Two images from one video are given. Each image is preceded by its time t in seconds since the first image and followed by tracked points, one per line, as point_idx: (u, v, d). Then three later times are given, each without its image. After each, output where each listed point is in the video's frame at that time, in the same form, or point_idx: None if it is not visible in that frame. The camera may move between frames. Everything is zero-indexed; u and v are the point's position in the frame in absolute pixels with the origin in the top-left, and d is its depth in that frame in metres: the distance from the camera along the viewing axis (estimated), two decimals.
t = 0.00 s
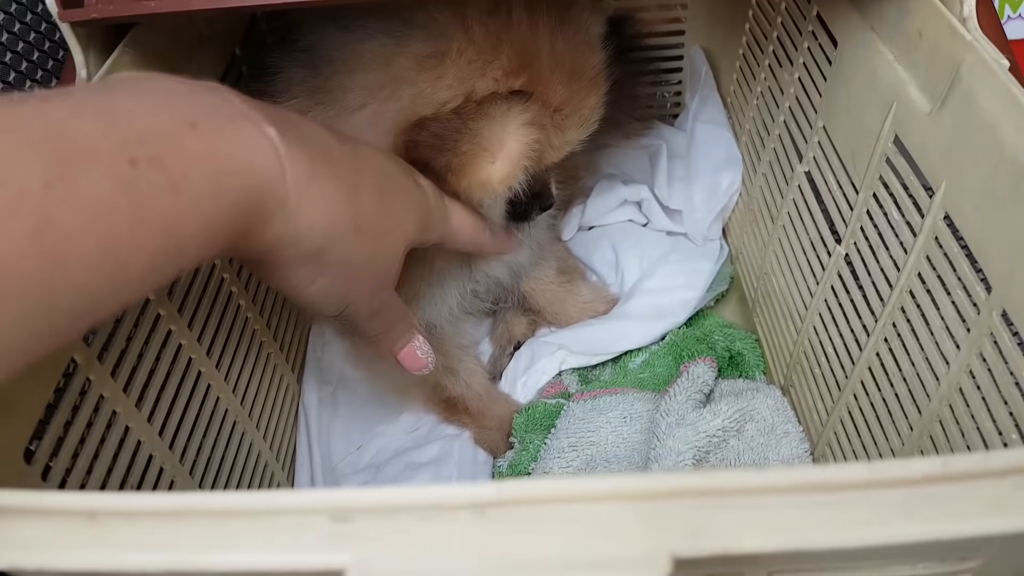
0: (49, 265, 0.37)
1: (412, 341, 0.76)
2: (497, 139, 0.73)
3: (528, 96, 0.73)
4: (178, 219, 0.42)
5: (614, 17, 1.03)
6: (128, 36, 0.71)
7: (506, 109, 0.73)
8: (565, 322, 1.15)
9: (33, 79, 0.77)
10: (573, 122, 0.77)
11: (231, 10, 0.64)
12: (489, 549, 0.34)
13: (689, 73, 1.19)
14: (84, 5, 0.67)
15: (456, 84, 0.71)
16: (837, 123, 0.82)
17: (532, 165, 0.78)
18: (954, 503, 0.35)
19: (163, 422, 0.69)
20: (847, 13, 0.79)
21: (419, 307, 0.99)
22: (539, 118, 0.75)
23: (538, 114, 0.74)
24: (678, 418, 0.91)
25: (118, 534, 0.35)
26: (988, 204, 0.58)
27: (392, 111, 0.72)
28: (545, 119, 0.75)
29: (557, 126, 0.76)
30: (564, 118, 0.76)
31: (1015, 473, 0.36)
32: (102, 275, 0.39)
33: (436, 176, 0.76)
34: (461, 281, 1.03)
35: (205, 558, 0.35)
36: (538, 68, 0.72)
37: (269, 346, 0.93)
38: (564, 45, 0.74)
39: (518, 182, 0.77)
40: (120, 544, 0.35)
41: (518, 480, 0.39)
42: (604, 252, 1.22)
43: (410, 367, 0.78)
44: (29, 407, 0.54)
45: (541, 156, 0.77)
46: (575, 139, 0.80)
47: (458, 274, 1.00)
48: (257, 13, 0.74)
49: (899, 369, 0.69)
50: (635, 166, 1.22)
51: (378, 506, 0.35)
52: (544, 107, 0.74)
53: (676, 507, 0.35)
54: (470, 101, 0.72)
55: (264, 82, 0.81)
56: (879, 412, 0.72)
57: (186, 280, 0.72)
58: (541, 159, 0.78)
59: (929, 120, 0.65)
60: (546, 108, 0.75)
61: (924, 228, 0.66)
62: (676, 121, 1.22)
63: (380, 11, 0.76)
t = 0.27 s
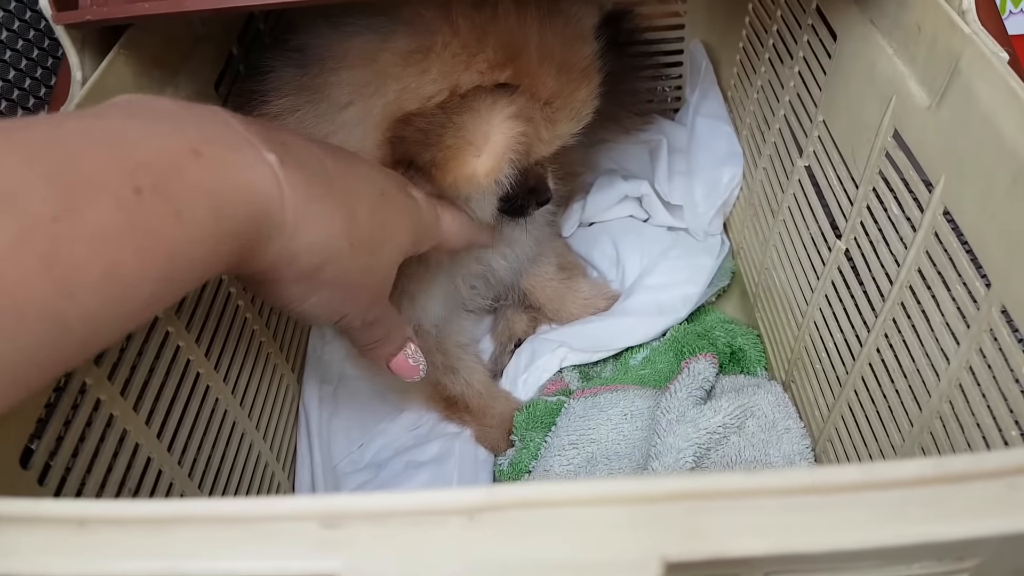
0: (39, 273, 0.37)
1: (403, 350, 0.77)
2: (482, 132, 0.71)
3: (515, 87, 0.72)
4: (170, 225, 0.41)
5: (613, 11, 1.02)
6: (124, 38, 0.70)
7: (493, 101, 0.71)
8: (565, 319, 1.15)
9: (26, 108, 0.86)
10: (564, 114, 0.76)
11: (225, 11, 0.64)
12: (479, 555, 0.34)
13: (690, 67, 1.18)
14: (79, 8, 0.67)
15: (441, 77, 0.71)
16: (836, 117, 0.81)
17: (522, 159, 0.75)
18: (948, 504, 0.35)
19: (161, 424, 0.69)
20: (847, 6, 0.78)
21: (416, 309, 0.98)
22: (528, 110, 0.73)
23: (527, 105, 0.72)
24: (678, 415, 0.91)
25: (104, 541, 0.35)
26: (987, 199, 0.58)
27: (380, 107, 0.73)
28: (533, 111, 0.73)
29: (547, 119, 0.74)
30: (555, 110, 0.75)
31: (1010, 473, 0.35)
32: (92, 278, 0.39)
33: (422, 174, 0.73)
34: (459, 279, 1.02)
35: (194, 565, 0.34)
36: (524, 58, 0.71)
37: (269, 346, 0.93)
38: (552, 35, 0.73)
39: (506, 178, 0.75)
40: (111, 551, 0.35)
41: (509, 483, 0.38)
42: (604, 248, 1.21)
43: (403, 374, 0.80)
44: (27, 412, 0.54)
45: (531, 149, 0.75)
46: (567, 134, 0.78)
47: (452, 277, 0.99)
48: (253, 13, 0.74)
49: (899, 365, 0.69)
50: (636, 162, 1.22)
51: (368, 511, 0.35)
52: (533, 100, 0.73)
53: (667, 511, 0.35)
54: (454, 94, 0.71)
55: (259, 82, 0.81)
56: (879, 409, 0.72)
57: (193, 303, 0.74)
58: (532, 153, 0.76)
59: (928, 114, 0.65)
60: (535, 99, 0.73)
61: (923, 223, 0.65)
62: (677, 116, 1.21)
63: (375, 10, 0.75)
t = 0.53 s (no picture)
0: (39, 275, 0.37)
1: (390, 357, 0.77)
2: (472, 129, 0.72)
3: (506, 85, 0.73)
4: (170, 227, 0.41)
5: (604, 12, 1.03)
6: (123, 37, 0.70)
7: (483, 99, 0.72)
8: (565, 318, 1.15)
9: (26, 106, 0.86)
10: (555, 110, 0.77)
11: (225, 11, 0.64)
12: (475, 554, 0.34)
13: (689, 66, 1.18)
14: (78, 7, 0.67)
15: (430, 75, 0.71)
16: (835, 116, 0.81)
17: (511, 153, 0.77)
18: (943, 504, 0.35)
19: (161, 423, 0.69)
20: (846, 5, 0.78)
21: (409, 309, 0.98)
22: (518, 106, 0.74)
23: (518, 102, 0.74)
24: (677, 414, 0.91)
25: (104, 541, 0.35)
26: (984, 198, 0.58)
27: (368, 106, 0.73)
28: (524, 107, 0.74)
29: (538, 114, 0.76)
30: (547, 106, 0.76)
31: (1004, 473, 0.35)
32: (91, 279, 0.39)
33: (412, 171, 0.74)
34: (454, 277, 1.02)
35: (193, 564, 0.35)
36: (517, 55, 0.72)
37: (269, 345, 0.93)
38: (546, 32, 0.73)
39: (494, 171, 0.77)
40: (110, 550, 0.35)
41: (504, 483, 0.39)
42: (603, 247, 1.21)
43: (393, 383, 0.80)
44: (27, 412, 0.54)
45: (520, 143, 0.77)
46: (558, 128, 0.80)
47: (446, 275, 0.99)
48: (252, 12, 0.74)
49: (898, 364, 0.69)
50: (636, 161, 1.22)
51: (365, 510, 0.35)
52: (525, 95, 0.74)
53: (663, 510, 0.35)
54: (445, 93, 0.71)
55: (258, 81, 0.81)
56: (878, 408, 0.72)
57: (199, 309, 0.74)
58: (520, 146, 0.78)
59: (926, 113, 0.65)
60: (527, 95, 0.74)
61: (922, 222, 0.65)
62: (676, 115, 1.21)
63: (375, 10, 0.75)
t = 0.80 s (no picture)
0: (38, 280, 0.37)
1: (394, 367, 0.77)
2: (465, 126, 0.71)
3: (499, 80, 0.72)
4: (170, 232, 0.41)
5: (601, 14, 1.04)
6: (122, 40, 0.70)
7: (477, 94, 0.71)
8: (566, 319, 1.15)
9: (26, 108, 0.86)
10: (552, 104, 0.76)
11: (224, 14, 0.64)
12: (473, 559, 0.34)
13: (689, 66, 1.18)
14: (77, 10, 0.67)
15: (423, 72, 0.71)
16: (835, 116, 0.81)
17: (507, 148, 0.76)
18: (942, 507, 0.35)
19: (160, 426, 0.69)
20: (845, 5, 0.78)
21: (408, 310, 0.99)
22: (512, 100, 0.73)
23: (512, 96, 0.73)
24: (678, 415, 0.91)
25: (101, 545, 0.35)
26: (985, 198, 0.58)
27: (368, 110, 0.73)
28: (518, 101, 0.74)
29: (534, 109, 0.75)
30: (544, 101, 0.75)
31: (1003, 475, 0.35)
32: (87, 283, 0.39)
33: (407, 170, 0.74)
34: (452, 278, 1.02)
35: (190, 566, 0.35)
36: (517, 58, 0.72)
37: (270, 348, 0.93)
38: (544, 33, 0.73)
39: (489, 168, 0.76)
40: (108, 554, 0.35)
41: (501, 486, 0.39)
42: (604, 247, 1.21)
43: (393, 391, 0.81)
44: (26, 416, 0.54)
45: (515, 138, 0.76)
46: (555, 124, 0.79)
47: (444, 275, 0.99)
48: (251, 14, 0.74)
49: (899, 365, 0.69)
50: (636, 161, 1.22)
51: (361, 514, 0.35)
52: (520, 90, 0.73)
53: (661, 514, 0.35)
54: (438, 90, 0.71)
55: (256, 83, 0.81)
56: (879, 408, 0.72)
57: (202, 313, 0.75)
58: (516, 142, 0.77)
59: (926, 113, 0.65)
60: (522, 90, 0.74)
61: (922, 223, 0.65)
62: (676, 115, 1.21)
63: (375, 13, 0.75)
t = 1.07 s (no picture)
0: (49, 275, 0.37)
1: (398, 367, 0.77)
2: (457, 116, 0.72)
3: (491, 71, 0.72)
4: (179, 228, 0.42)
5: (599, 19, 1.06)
6: (128, 38, 0.71)
7: (467, 86, 0.71)
8: (567, 317, 1.15)
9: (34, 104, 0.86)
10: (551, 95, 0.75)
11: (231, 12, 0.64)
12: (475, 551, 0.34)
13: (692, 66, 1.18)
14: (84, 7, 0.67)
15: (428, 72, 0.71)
16: (838, 115, 0.81)
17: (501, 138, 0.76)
18: (942, 502, 0.35)
19: (165, 421, 0.69)
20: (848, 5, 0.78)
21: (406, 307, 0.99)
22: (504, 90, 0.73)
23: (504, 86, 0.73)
24: (680, 414, 0.91)
25: (108, 534, 0.36)
26: (986, 198, 0.58)
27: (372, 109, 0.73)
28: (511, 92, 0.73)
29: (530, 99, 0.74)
30: (539, 91, 0.74)
31: (1003, 470, 0.35)
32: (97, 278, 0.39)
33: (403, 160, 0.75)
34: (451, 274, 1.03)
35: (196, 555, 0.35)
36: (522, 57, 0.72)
37: (273, 343, 0.93)
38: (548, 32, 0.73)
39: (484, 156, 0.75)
40: (115, 544, 0.36)
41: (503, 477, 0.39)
42: (606, 246, 1.21)
43: (399, 393, 0.81)
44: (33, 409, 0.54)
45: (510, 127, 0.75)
46: (555, 117, 0.78)
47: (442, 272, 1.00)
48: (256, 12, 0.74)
49: (900, 364, 0.69)
50: (639, 161, 1.22)
51: (364, 504, 0.35)
52: (514, 82, 0.73)
53: (662, 506, 0.35)
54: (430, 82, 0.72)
55: (261, 81, 0.81)
56: (880, 407, 0.72)
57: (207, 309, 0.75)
58: (512, 132, 0.76)
59: (928, 113, 0.65)
60: (516, 81, 0.73)
61: (924, 222, 0.65)
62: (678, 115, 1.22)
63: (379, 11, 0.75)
